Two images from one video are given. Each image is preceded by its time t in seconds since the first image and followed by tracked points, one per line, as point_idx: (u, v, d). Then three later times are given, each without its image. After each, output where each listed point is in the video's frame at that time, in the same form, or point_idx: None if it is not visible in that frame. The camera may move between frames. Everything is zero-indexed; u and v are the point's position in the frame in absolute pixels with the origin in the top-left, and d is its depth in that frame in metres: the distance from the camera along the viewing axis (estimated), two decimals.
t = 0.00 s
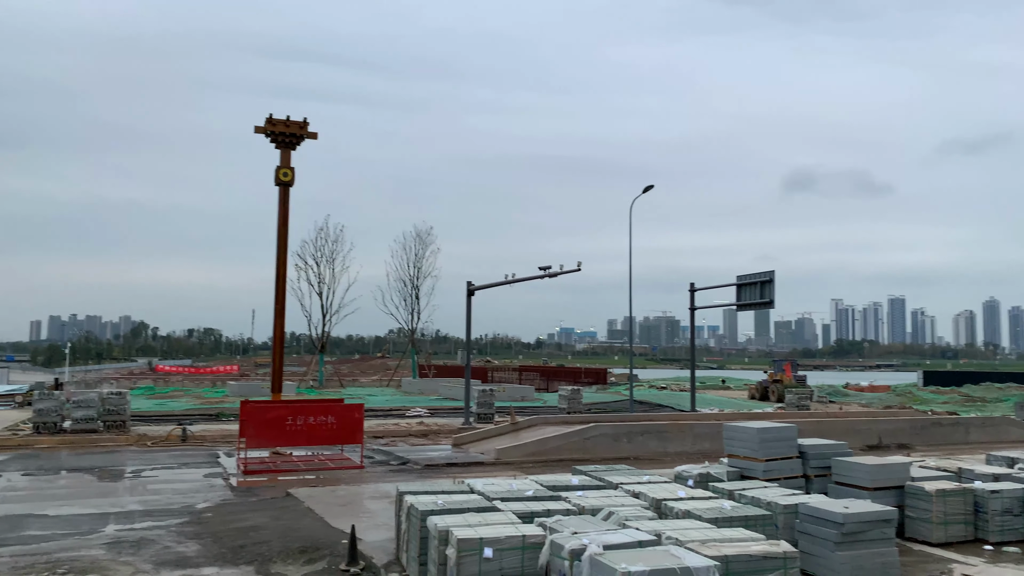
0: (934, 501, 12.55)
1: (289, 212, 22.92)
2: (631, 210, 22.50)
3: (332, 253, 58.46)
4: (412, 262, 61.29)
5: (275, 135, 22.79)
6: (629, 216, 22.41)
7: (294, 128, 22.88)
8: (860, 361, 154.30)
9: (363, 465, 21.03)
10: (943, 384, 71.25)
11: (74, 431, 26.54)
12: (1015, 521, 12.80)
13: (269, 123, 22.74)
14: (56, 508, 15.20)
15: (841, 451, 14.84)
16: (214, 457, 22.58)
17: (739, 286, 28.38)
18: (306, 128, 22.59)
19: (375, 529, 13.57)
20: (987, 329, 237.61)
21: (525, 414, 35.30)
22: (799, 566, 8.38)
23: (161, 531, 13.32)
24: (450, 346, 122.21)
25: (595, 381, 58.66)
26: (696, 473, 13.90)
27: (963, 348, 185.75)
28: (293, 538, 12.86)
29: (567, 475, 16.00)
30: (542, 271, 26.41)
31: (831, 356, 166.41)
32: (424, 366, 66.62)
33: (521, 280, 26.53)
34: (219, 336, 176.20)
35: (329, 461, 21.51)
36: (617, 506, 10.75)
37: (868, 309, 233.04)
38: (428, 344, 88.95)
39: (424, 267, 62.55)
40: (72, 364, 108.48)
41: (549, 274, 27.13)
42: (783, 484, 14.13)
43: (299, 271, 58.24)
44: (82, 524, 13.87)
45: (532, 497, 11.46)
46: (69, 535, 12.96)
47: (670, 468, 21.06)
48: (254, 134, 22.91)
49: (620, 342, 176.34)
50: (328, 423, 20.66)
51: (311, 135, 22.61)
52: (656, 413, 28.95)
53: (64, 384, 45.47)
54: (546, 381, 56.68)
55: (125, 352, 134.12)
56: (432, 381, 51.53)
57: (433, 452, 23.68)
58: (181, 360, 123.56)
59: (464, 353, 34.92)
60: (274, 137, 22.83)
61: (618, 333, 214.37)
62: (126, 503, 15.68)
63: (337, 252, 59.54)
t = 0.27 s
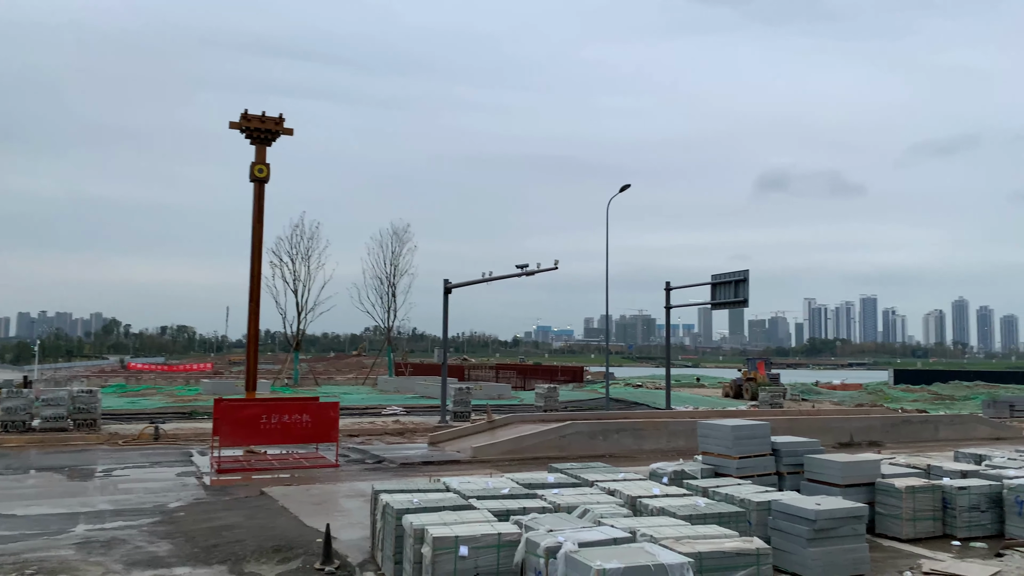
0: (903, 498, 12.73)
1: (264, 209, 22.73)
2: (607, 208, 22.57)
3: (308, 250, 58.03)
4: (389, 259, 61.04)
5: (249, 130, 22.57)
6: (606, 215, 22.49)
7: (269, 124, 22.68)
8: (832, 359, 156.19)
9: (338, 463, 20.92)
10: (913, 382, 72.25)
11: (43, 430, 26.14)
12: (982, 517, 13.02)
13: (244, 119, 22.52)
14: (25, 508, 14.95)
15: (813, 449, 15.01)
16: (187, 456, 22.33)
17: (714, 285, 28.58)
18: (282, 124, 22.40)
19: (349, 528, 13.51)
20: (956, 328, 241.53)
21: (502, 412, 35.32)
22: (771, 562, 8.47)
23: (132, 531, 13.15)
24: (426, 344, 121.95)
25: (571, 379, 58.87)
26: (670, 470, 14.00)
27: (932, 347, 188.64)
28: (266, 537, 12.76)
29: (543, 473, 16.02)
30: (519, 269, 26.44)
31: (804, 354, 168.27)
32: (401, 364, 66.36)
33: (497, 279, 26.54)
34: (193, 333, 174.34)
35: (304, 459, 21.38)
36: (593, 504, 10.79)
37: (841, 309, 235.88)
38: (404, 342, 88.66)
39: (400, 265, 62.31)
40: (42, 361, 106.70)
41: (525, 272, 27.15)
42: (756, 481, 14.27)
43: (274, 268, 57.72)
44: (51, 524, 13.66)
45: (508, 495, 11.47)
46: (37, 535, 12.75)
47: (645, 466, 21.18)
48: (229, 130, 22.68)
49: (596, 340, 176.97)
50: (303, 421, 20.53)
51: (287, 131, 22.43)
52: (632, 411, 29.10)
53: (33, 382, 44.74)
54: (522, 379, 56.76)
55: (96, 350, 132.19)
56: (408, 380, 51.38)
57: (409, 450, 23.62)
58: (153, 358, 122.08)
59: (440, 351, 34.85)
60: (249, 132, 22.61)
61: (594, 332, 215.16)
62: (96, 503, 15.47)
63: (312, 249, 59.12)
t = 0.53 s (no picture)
0: (879, 495, 12.87)
1: (242, 205, 22.55)
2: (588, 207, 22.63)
3: (287, 247, 57.65)
4: (368, 257, 60.80)
5: (228, 126, 22.38)
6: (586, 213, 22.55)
7: (248, 120, 22.50)
8: (810, 358, 157.74)
9: (316, 462, 20.80)
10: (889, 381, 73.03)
11: (16, 428, 25.76)
12: (955, 514, 13.20)
13: (222, 115, 22.33)
14: None
15: (790, 446, 15.15)
16: (163, 455, 22.10)
17: (693, 284, 28.73)
18: (261, 120, 22.24)
19: (328, 527, 13.44)
20: (931, 327, 244.74)
21: (482, 410, 35.32)
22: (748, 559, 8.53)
23: (107, 530, 12.99)
24: (406, 343, 121.70)
25: (551, 377, 59.04)
26: (649, 468, 14.07)
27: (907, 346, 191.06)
28: (244, 536, 12.67)
29: (522, 471, 16.03)
30: (499, 268, 26.46)
31: (781, 353, 169.82)
32: (380, 363, 66.14)
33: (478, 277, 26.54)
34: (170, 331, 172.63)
35: (282, 458, 21.25)
36: (572, 502, 10.81)
37: (818, 308, 238.18)
38: (384, 340, 88.38)
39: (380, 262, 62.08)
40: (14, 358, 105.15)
41: (506, 270, 27.17)
42: (733, 479, 14.37)
43: (252, 265, 57.25)
44: (24, 523, 13.46)
45: (487, 493, 11.46)
46: (9, 535, 12.57)
47: (624, 463, 21.27)
48: (207, 126, 22.47)
49: (576, 339, 177.50)
50: (281, 420, 20.39)
51: (266, 127, 22.26)
52: (612, 409, 29.21)
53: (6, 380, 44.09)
54: (502, 377, 56.78)
55: (70, 347, 130.51)
56: (387, 378, 51.23)
57: (388, 449, 23.54)
58: (129, 355, 120.80)
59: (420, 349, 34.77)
60: (228, 128, 22.42)
61: (574, 330, 215.81)
62: (70, 502, 15.26)
63: (291, 247, 58.73)
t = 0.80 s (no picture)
0: (855, 492, 13.02)
1: (222, 203, 22.37)
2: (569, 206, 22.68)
3: (266, 245, 57.21)
4: (349, 255, 60.49)
5: (207, 123, 22.19)
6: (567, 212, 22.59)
7: (228, 116, 22.32)
8: (788, 357, 159.19)
9: (296, 461, 20.69)
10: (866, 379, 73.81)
11: None
12: (929, 511, 13.38)
13: (201, 111, 22.13)
14: None
15: (768, 444, 15.27)
16: (140, 454, 21.88)
17: (673, 283, 28.87)
18: (240, 116, 22.07)
19: (307, 526, 13.37)
20: (907, 327, 247.72)
21: (462, 409, 35.30)
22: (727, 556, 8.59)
23: (82, 530, 12.84)
24: (387, 341, 121.32)
25: (532, 376, 59.19)
26: (629, 466, 14.14)
27: (884, 345, 193.26)
28: (222, 536, 12.58)
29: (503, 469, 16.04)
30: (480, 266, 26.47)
31: (759, 352, 171.14)
32: (361, 361, 65.84)
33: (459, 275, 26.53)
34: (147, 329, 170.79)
35: (261, 457, 21.11)
36: (552, 500, 10.83)
37: (796, 307, 240.27)
38: (364, 339, 88.05)
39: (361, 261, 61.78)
40: None
41: (487, 269, 27.17)
42: (712, 477, 14.46)
43: (231, 263, 56.74)
44: None
45: (467, 492, 11.45)
46: None
47: (604, 462, 21.33)
48: (186, 122, 22.27)
49: (556, 338, 177.82)
50: (260, 419, 20.26)
51: (245, 124, 22.09)
52: (592, 408, 29.30)
53: None
54: (484, 376, 56.76)
55: (46, 345, 128.77)
56: (368, 376, 51.06)
57: (368, 448, 23.46)
58: (106, 353, 119.34)
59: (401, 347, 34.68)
60: (207, 125, 22.23)
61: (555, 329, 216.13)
62: (44, 502, 15.07)
63: (271, 245, 58.27)
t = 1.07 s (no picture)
0: (827, 489, 13.17)
1: (196, 198, 22.12)
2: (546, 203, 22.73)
3: (242, 241, 56.62)
4: (325, 252, 60.04)
5: (182, 117, 21.92)
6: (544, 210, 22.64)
7: (203, 111, 22.07)
8: (763, 355, 160.81)
9: (271, 459, 20.53)
10: (839, 377, 74.62)
11: None
12: (900, 507, 13.57)
13: (176, 105, 21.86)
14: None
15: (742, 441, 15.40)
16: (112, 452, 21.59)
17: (650, 281, 29.00)
18: (216, 111, 21.83)
19: (282, 524, 13.28)
20: (879, 325, 251.08)
21: (439, 407, 35.21)
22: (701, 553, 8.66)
23: (52, 530, 12.65)
24: (364, 339, 120.71)
25: (510, 373, 59.34)
26: (605, 463, 14.20)
27: (856, 343, 195.79)
28: (195, 535, 12.45)
29: (479, 467, 16.03)
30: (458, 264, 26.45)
31: (735, 350, 172.57)
32: (337, 359, 65.49)
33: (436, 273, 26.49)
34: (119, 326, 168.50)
35: (236, 455, 20.92)
36: (528, 497, 10.84)
37: (771, 306, 242.54)
38: (341, 336, 87.53)
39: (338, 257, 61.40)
40: None
41: (465, 267, 27.14)
42: (687, 474, 14.56)
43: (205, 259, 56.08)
44: None
45: (444, 489, 11.44)
46: None
47: (580, 459, 21.41)
48: (160, 116, 21.99)
49: (534, 335, 177.99)
50: (235, 416, 20.08)
51: (221, 119, 21.85)
52: (569, 405, 29.40)
53: None
54: (461, 373, 56.68)
55: (15, 342, 126.62)
56: (344, 374, 50.80)
57: (344, 446, 23.34)
58: (78, 351, 117.50)
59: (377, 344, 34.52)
60: (181, 119, 21.96)
61: (532, 326, 216.32)
62: (13, 502, 14.82)
63: (246, 241, 57.67)
